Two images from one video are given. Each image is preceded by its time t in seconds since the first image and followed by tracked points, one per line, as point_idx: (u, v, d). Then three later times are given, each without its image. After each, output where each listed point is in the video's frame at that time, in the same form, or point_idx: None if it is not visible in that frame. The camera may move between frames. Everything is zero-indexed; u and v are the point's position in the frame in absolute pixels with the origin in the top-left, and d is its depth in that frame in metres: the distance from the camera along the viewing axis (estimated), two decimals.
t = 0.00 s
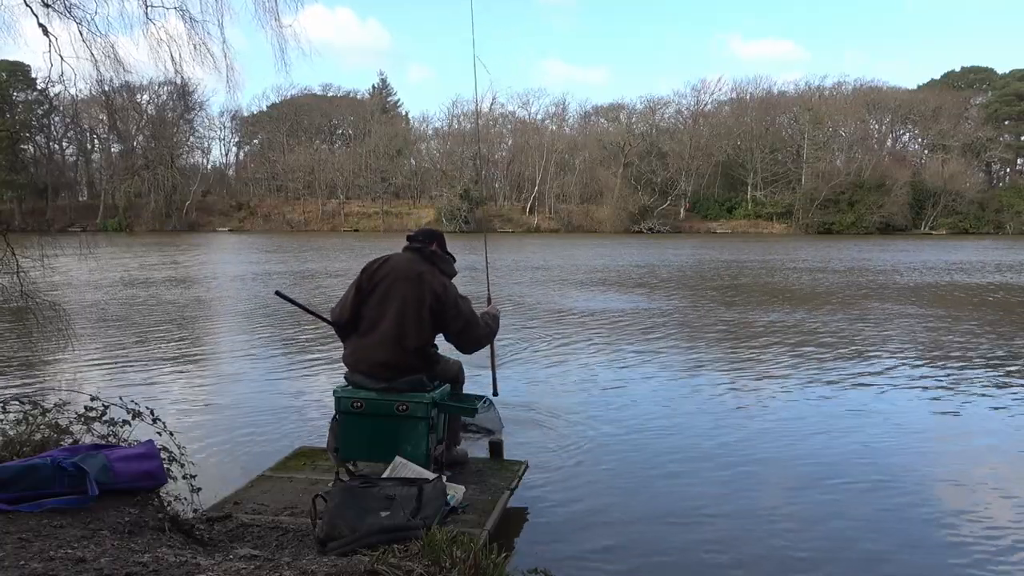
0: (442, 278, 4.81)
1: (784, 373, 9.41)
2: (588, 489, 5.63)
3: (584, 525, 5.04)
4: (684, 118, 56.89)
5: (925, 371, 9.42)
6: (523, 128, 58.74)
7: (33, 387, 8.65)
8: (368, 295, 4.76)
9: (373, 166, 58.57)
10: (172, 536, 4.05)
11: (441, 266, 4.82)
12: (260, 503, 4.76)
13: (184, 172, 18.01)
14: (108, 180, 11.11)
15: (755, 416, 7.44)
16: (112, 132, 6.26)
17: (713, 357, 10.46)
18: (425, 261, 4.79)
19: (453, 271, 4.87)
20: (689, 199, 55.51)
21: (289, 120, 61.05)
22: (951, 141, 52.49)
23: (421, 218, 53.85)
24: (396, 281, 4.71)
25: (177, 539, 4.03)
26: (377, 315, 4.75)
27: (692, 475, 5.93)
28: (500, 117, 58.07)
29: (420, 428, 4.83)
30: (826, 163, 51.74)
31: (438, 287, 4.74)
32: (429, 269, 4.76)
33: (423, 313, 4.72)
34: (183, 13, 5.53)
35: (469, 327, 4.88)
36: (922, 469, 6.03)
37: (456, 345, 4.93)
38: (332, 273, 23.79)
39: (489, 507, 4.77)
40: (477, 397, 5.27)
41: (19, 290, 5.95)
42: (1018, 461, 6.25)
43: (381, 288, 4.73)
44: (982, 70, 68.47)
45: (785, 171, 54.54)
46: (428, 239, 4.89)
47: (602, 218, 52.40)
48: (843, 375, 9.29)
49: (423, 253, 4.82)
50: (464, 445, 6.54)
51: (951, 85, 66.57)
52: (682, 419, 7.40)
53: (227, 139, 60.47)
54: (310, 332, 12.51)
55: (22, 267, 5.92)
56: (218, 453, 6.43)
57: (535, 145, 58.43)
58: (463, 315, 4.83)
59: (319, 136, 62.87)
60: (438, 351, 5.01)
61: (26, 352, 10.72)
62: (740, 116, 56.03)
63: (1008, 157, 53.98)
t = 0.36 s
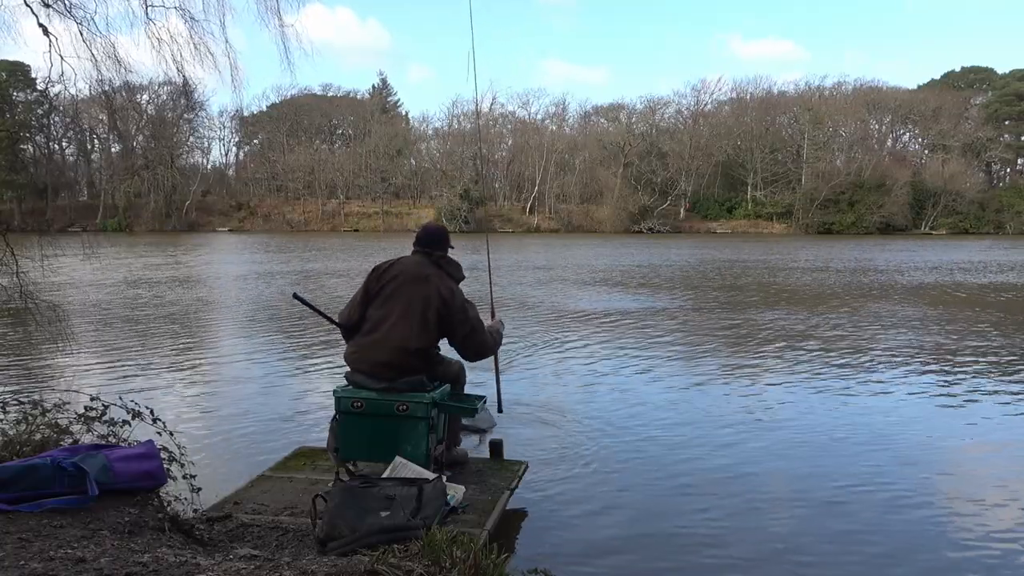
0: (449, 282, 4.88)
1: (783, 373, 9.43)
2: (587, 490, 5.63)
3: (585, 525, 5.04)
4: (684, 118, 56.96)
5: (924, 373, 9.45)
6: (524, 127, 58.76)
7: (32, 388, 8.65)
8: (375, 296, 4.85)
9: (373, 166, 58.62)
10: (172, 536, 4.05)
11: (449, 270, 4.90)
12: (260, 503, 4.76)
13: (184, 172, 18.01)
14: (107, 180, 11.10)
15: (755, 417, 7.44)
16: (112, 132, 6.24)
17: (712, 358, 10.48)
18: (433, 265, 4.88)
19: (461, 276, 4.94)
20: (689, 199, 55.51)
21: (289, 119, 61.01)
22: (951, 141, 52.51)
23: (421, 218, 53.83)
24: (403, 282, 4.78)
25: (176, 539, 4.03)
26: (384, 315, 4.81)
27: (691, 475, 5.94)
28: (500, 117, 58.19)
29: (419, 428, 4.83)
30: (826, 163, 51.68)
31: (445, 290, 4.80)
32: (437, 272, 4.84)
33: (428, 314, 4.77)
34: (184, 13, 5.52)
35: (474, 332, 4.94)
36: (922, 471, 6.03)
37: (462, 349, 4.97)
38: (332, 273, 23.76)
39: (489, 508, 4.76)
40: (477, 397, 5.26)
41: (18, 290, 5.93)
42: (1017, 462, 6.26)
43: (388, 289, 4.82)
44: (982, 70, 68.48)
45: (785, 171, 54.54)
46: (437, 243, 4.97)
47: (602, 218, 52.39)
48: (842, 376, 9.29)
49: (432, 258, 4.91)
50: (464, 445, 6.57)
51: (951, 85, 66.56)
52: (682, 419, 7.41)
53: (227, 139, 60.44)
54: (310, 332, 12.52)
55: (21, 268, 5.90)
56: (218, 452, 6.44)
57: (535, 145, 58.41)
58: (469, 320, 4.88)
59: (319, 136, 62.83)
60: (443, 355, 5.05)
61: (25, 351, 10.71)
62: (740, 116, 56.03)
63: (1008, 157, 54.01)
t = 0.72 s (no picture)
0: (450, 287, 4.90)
1: (782, 373, 9.44)
2: (588, 490, 5.62)
3: (585, 524, 5.06)
4: (684, 119, 57.09)
5: (923, 372, 9.46)
6: (524, 127, 58.79)
7: (32, 388, 8.64)
8: (377, 296, 4.89)
9: (373, 166, 58.68)
10: (172, 536, 4.05)
11: (451, 275, 4.92)
12: (259, 503, 4.76)
13: (184, 172, 18.00)
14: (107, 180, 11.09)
15: (754, 417, 7.46)
16: (112, 132, 6.23)
17: (712, 358, 10.49)
18: (435, 269, 4.91)
19: (461, 282, 4.96)
20: (689, 199, 55.47)
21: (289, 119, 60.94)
22: (951, 141, 52.49)
23: (421, 218, 53.81)
24: (405, 285, 4.80)
25: (176, 539, 4.03)
26: (385, 318, 4.82)
27: (691, 475, 5.95)
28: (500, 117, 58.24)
29: (419, 428, 4.82)
30: (826, 163, 51.66)
31: (445, 295, 4.81)
32: (439, 276, 4.86)
33: (428, 316, 4.77)
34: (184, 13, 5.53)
35: (473, 337, 4.96)
36: (921, 470, 6.03)
37: (460, 353, 4.98)
38: (331, 273, 23.75)
39: (489, 507, 4.76)
40: (477, 397, 5.27)
41: (19, 291, 5.91)
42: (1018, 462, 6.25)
43: (389, 290, 4.84)
44: (982, 70, 68.48)
45: (785, 171, 54.54)
46: (439, 247, 4.98)
47: (602, 218, 52.38)
48: (842, 376, 9.29)
49: (435, 262, 4.94)
50: (464, 445, 6.57)
51: (951, 84, 66.55)
52: (682, 419, 7.41)
53: (227, 139, 60.42)
54: (309, 332, 12.52)
55: (20, 268, 5.92)
56: (218, 452, 6.45)
57: (535, 145, 58.39)
58: (466, 325, 4.89)
59: (319, 136, 62.83)
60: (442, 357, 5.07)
61: (26, 352, 10.71)
62: (740, 116, 56.05)
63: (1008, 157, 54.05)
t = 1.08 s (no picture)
0: (450, 288, 4.94)
1: (782, 372, 9.45)
2: (588, 489, 5.62)
3: (585, 524, 5.05)
4: (684, 119, 57.19)
5: (923, 372, 9.48)
6: (524, 128, 58.87)
7: (32, 387, 8.64)
8: (377, 296, 4.96)
9: (373, 166, 58.78)
10: (172, 536, 4.05)
11: (451, 278, 4.98)
12: (259, 503, 4.76)
13: (184, 172, 18.02)
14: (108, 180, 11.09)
15: (754, 416, 7.47)
16: (113, 132, 6.24)
17: (712, 357, 10.50)
18: (435, 271, 4.96)
19: (461, 286, 4.99)
20: (689, 199, 55.48)
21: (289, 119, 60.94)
22: (951, 141, 52.48)
23: (421, 218, 53.85)
24: (406, 284, 4.85)
25: (176, 539, 4.02)
26: (383, 316, 4.86)
27: (691, 474, 5.95)
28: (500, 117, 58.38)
29: (419, 428, 4.81)
30: (826, 163, 51.63)
31: (442, 297, 4.84)
32: (438, 278, 4.90)
33: (424, 317, 4.79)
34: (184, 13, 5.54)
35: (470, 340, 4.95)
36: (922, 470, 6.03)
37: (455, 356, 4.96)
38: (331, 273, 23.74)
39: (489, 508, 4.76)
40: (477, 397, 5.26)
41: (19, 291, 5.94)
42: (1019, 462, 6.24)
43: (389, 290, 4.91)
44: (982, 70, 68.53)
45: (785, 171, 54.57)
46: (441, 250, 5.03)
47: (602, 218, 52.41)
48: (842, 375, 9.29)
49: (435, 265, 5.00)
50: (464, 443, 6.59)
51: (951, 85, 66.63)
52: (682, 418, 7.42)
53: (227, 140, 60.48)
54: (310, 332, 12.53)
55: (21, 269, 5.94)
56: (218, 452, 6.46)
57: (535, 145, 58.42)
58: (462, 328, 4.88)
59: (319, 136, 62.92)
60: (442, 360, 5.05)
61: (26, 351, 10.71)
62: (740, 116, 56.09)
63: (1008, 157, 54.24)
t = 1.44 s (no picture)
0: (452, 289, 4.94)
1: (782, 372, 9.46)
2: (588, 489, 5.63)
3: (584, 524, 5.05)
4: (684, 119, 57.21)
5: (923, 371, 9.49)
6: (524, 128, 58.90)
7: (32, 388, 8.65)
8: (379, 295, 4.97)
9: (373, 166, 58.83)
10: (172, 536, 4.05)
11: (453, 279, 4.99)
12: (259, 503, 4.76)
13: (184, 172, 18.01)
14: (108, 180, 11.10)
15: (754, 416, 7.47)
16: (113, 132, 6.24)
17: (712, 356, 10.51)
18: (437, 271, 4.96)
19: (462, 287, 4.99)
20: (689, 199, 55.46)
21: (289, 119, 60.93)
22: (951, 141, 52.47)
23: (420, 218, 53.85)
24: (409, 285, 4.85)
25: (177, 539, 4.03)
26: (385, 317, 4.86)
27: (690, 474, 5.95)
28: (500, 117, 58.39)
29: (419, 428, 4.82)
30: (826, 163, 51.59)
31: (443, 298, 4.85)
32: (440, 278, 4.90)
33: (426, 316, 4.78)
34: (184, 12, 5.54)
35: (470, 342, 4.96)
36: (923, 470, 6.03)
37: (456, 356, 4.96)
38: (332, 274, 23.72)
39: (489, 508, 4.77)
40: (478, 397, 5.26)
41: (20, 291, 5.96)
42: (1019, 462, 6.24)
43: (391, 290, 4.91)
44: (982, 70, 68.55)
45: (785, 171, 54.59)
46: (444, 251, 5.04)
47: (602, 218, 52.40)
48: (842, 375, 9.29)
49: (437, 265, 5.00)
50: (464, 444, 6.59)
51: (951, 84, 66.64)
52: (681, 418, 7.43)
53: (227, 140, 60.47)
54: (310, 332, 12.53)
55: (22, 268, 5.92)
56: (219, 451, 6.47)
57: (535, 145, 58.41)
58: (461, 329, 4.88)
59: (319, 136, 62.95)
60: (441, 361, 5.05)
61: (26, 351, 10.71)
62: (740, 116, 56.12)
63: (1008, 156, 54.27)
